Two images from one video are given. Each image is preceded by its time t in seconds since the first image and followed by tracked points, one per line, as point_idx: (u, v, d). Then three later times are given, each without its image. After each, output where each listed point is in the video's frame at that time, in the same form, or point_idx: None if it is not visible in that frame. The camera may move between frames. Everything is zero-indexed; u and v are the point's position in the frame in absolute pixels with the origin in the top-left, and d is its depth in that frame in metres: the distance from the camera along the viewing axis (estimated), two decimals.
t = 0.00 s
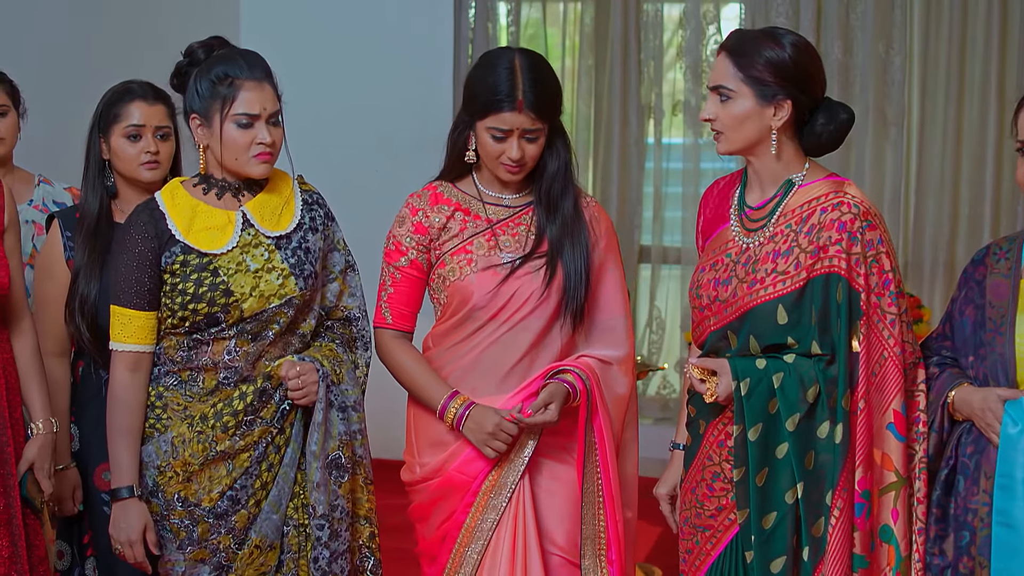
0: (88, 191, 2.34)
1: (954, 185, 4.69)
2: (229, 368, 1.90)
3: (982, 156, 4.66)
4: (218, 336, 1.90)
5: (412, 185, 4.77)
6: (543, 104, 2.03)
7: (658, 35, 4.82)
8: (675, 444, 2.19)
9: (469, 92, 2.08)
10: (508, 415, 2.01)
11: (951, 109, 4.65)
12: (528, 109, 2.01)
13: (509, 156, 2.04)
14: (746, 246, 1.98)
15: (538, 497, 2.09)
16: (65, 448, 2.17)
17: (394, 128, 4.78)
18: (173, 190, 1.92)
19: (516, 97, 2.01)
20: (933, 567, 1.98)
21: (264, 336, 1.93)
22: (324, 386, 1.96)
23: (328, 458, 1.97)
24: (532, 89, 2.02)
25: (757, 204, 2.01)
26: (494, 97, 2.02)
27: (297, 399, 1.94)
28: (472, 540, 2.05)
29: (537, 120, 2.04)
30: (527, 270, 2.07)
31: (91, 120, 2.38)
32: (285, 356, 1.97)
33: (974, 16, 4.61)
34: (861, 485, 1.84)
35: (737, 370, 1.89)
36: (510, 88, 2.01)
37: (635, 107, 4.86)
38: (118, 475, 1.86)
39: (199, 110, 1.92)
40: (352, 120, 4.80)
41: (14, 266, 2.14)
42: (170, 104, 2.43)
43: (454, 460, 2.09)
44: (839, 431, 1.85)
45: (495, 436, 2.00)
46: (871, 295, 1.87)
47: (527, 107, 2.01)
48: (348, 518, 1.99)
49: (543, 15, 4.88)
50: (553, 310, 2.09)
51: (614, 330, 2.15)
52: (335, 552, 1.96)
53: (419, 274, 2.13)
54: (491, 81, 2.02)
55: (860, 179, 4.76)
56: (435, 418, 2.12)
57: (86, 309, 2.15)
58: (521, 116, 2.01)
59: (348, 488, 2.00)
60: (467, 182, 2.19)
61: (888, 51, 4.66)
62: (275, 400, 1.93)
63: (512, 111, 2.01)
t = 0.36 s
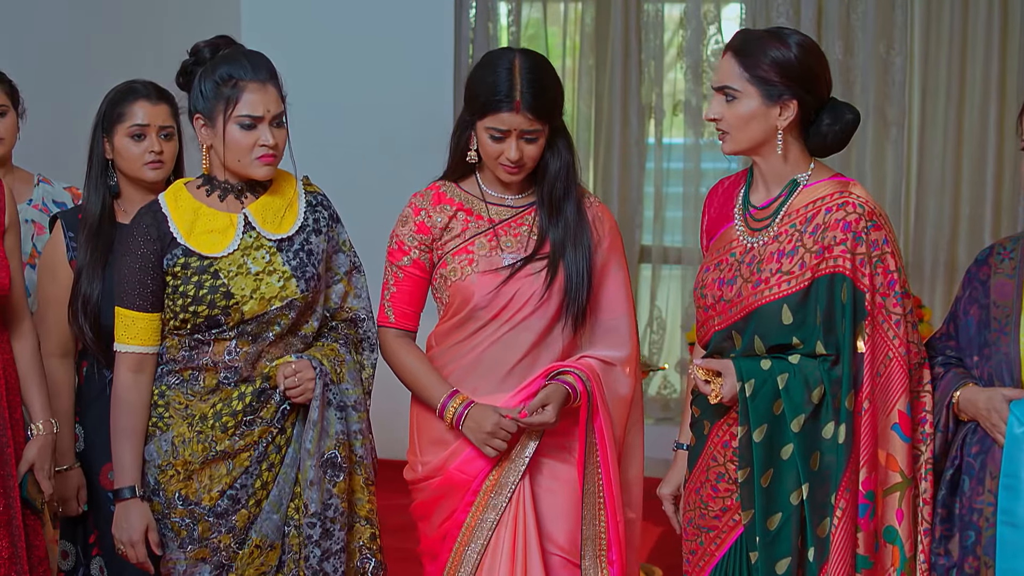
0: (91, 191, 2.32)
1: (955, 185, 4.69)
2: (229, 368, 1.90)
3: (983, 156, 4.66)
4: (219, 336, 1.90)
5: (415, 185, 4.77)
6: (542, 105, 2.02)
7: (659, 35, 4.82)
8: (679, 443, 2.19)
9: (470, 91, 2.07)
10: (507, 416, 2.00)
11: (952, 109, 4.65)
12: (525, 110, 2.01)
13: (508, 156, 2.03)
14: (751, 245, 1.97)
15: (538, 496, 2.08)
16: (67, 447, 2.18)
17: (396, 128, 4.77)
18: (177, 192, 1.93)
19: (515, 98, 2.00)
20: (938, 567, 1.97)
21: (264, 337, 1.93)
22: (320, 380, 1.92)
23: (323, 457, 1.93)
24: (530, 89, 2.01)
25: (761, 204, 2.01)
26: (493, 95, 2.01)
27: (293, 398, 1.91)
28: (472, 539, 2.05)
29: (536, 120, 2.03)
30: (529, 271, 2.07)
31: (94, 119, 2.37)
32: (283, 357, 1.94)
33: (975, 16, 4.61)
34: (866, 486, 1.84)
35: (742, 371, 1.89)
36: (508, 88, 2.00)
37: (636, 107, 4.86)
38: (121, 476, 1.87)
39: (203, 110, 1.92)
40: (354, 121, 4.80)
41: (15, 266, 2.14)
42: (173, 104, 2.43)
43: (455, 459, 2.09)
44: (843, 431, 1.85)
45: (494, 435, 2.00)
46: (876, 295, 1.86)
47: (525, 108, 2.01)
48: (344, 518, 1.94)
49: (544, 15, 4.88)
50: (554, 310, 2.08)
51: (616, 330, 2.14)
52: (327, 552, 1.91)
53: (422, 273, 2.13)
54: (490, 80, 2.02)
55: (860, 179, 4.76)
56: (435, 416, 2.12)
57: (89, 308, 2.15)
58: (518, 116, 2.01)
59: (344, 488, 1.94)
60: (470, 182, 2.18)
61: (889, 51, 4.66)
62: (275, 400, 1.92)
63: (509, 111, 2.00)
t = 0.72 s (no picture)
0: (96, 191, 2.33)
1: (955, 185, 4.70)
2: (233, 367, 1.90)
3: (983, 156, 4.67)
4: (223, 336, 1.91)
5: (417, 184, 4.78)
6: (544, 103, 2.02)
7: (660, 35, 4.82)
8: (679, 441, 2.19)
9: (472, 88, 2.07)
10: (506, 416, 2.00)
11: (952, 109, 4.66)
12: (527, 107, 2.01)
13: (511, 154, 2.03)
14: (756, 245, 1.98)
15: (539, 495, 2.08)
16: (70, 446, 2.19)
17: (397, 128, 4.77)
18: (182, 192, 1.93)
19: (516, 95, 2.00)
20: (941, 567, 1.98)
21: (268, 336, 1.92)
22: (327, 383, 1.91)
23: (329, 460, 1.93)
24: (532, 87, 2.01)
25: (766, 204, 2.02)
26: (494, 93, 2.01)
27: (300, 401, 1.90)
28: (472, 539, 2.05)
29: (538, 117, 2.03)
30: (529, 272, 2.07)
31: (100, 119, 2.37)
32: (290, 359, 1.93)
33: (975, 16, 4.62)
34: (873, 487, 1.84)
35: (748, 373, 1.91)
36: (510, 85, 2.00)
37: (636, 107, 4.86)
38: (124, 475, 1.88)
39: (209, 110, 1.92)
40: (355, 121, 4.79)
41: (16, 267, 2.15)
42: (179, 104, 2.43)
43: (455, 458, 2.09)
44: (850, 432, 1.84)
45: (492, 436, 2.00)
46: (883, 295, 1.87)
47: (526, 105, 2.01)
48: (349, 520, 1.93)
49: (544, 15, 4.88)
50: (556, 311, 2.08)
51: (619, 331, 2.13)
52: (332, 554, 1.91)
53: (424, 273, 2.13)
54: (492, 78, 2.02)
55: (860, 178, 4.77)
56: (436, 416, 2.12)
57: (93, 309, 2.16)
58: (520, 113, 2.01)
59: (349, 491, 1.94)
60: (473, 182, 2.18)
61: (890, 51, 4.66)
62: (279, 399, 1.90)
63: (511, 107, 2.00)
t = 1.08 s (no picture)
0: (103, 192, 2.36)
1: (955, 185, 4.72)
2: (246, 364, 1.90)
3: (983, 155, 4.68)
4: (237, 333, 1.91)
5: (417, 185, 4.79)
6: (547, 101, 2.03)
7: (660, 35, 4.82)
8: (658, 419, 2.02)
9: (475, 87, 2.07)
10: (507, 414, 2.02)
11: (952, 109, 4.67)
12: (530, 106, 2.01)
13: (514, 155, 2.03)
14: (764, 248, 1.98)
15: (542, 496, 2.08)
16: (76, 446, 2.24)
17: (395, 128, 4.78)
18: (195, 190, 1.94)
19: (520, 94, 2.01)
20: (943, 566, 1.99)
21: (282, 334, 1.93)
22: (348, 393, 1.94)
23: (349, 458, 1.94)
24: (535, 86, 2.01)
25: (773, 207, 2.02)
26: (497, 91, 2.02)
27: (322, 400, 1.93)
28: (475, 539, 2.05)
29: (541, 117, 2.03)
30: (532, 271, 2.07)
31: (109, 118, 2.39)
32: (308, 360, 1.94)
33: (975, 15, 4.62)
34: (883, 488, 1.86)
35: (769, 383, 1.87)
36: (512, 83, 2.01)
37: (636, 107, 4.86)
38: (137, 473, 1.89)
39: (223, 108, 1.93)
40: (354, 120, 4.80)
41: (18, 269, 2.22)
42: (187, 103, 2.43)
43: (459, 458, 2.09)
44: (863, 434, 1.85)
45: (495, 436, 2.01)
46: (892, 296, 1.89)
47: (530, 104, 2.01)
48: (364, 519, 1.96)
49: (544, 15, 4.87)
50: (559, 311, 2.08)
51: (624, 331, 2.13)
52: (347, 552, 1.93)
53: (429, 272, 2.14)
54: (496, 76, 2.02)
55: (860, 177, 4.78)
56: (440, 416, 2.12)
57: (98, 309, 2.19)
58: (524, 113, 2.01)
59: (366, 490, 1.97)
60: (478, 182, 2.18)
61: (890, 51, 4.67)
62: (293, 397, 1.92)
63: (514, 107, 2.01)
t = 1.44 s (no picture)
0: (107, 193, 2.37)
1: (953, 186, 4.73)
2: (258, 362, 1.93)
3: (981, 155, 4.69)
4: (248, 330, 1.93)
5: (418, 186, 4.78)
6: (550, 96, 2.03)
7: (658, 35, 4.82)
8: (645, 411, 2.08)
9: (479, 84, 2.07)
10: (511, 417, 2.00)
11: (950, 110, 4.68)
12: (533, 101, 2.01)
13: (518, 150, 2.03)
14: (771, 251, 1.99)
15: (546, 497, 2.08)
16: (78, 446, 2.28)
17: (397, 128, 4.78)
18: (207, 185, 1.97)
19: (522, 89, 2.00)
20: (942, 566, 2.00)
21: (293, 331, 1.94)
22: (362, 408, 1.96)
23: (366, 482, 1.97)
24: (538, 81, 2.02)
25: (779, 208, 2.02)
26: (500, 88, 2.02)
27: (336, 422, 1.95)
28: (479, 540, 2.06)
29: (544, 111, 2.03)
30: (537, 271, 2.07)
31: (113, 118, 2.38)
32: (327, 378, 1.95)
33: (973, 15, 4.63)
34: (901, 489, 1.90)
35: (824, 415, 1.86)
36: (516, 79, 2.01)
37: (634, 107, 4.86)
38: (150, 467, 1.91)
39: (233, 105, 1.94)
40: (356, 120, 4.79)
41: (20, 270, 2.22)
42: (192, 103, 2.43)
43: (463, 458, 2.10)
44: (886, 437, 1.88)
45: (497, 436, 2.00)
46: (902, 297, 1.91)
47: (532, 98, 2.01)
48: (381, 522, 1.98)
49: (542, 15, 4.87)
50: (564, 311, 2.07)
51: (629, 332, 2.13)
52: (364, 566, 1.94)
53: (433, 272, 2.13)
54: (500, 73, 2.03)
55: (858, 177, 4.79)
56: (445, 416, 2.12)
57: (99, 309, 2.24)
58: (526, 108, 2.01)
59: (386, 511, 1.99)
60: (482, 181, 2.18)
61: (887, 51, 4.69)
62: (304, 404, 1.93)
63: (517, 102, 2.01)
